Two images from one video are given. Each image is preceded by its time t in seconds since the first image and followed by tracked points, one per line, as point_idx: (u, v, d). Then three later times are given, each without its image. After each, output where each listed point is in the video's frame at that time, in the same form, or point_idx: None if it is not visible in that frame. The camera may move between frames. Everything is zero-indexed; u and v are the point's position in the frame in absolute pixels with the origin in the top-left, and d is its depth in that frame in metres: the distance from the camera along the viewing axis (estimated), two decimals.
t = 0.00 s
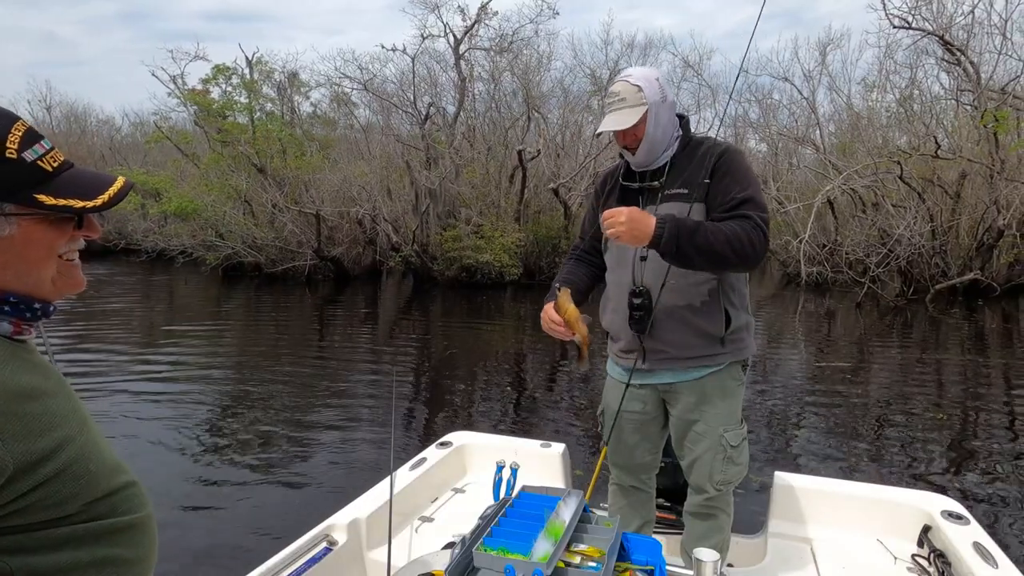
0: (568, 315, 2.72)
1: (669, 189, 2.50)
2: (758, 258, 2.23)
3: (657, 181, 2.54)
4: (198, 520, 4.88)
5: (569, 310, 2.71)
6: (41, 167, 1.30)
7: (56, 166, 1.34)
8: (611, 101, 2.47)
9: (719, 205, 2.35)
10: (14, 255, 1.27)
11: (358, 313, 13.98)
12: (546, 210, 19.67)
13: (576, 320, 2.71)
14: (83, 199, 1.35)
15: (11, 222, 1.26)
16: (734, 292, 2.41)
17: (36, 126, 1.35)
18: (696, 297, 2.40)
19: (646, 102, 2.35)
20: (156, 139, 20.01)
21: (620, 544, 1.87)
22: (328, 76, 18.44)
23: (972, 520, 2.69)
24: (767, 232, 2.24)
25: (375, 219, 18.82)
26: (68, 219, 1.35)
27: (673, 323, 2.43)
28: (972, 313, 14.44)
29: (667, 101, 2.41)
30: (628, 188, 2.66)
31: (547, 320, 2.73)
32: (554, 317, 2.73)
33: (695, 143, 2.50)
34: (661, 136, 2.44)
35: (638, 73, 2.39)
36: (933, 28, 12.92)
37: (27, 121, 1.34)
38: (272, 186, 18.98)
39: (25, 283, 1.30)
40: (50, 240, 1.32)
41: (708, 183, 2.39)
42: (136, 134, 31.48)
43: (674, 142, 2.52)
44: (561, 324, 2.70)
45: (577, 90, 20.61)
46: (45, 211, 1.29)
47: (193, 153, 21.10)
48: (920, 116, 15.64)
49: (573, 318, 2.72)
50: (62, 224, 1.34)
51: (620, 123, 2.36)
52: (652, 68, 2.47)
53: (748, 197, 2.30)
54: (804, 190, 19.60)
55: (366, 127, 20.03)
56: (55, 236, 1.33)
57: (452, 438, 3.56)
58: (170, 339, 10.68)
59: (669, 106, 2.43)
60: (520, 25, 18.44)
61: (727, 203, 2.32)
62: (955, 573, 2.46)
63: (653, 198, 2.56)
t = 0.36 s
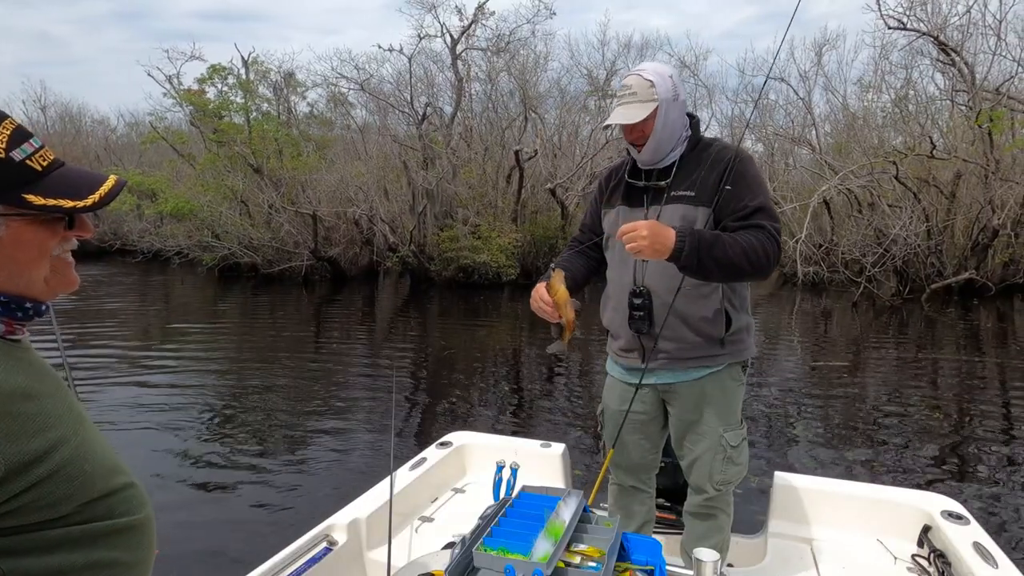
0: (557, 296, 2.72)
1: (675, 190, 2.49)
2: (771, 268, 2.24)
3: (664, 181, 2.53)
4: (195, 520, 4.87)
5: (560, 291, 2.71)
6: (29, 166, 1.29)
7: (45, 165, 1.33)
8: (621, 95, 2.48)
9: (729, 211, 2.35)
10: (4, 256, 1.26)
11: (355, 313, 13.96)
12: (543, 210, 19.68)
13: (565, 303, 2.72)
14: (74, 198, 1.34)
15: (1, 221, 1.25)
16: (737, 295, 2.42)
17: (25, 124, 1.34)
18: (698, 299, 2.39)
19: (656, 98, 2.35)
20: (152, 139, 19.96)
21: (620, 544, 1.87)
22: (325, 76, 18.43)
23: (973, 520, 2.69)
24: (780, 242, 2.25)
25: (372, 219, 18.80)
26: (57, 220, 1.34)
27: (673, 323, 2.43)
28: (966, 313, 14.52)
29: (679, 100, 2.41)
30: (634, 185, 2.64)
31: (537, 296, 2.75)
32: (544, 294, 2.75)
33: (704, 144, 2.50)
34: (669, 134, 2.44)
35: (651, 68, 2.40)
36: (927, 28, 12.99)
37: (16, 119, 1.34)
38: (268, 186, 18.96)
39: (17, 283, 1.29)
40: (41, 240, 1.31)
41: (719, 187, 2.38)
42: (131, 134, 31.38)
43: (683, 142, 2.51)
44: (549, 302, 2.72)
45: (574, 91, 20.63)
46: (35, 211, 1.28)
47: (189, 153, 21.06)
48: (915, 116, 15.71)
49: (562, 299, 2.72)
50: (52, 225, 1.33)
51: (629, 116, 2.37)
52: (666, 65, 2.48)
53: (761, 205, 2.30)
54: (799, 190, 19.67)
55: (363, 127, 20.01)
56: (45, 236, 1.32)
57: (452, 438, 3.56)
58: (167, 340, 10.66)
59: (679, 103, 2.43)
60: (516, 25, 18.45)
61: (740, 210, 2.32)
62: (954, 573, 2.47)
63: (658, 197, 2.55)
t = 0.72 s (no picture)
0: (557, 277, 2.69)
1: (680, 190, 2.48)
2: (774, 272, 2.25)
3: (669, 181, 2.52)
4: (192, 522, 4.85)
5: (560, 273, 2.69)
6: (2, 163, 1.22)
7: (24, 163, 1.26)
8: (631, 91, 2.48)
9: (734, 214, 2.35)
10: None
11: (351, 313, 13.94)
12: (539, 210, 19.68)
13: (562, 286, 2.70)
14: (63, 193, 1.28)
15: None
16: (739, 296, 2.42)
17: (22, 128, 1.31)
18: (699, 301, 2.39)
19: (667, 94, 2.36)
20: (147, 139, 19.86)
21: (620, 544, 1.88)
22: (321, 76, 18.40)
23: (973, 520, 2.70)
24: (782, 246, 2.25)
25: (368, 219, 18.78)
26: (36, 221, 1.27)
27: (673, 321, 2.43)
28: (960, 312, 14.59)
29: (689, 98, 2.42)
30: (638, 183, 2.64)
31: (537, 273, 2.68)
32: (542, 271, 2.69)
33: (710, 145, 2.50)
34: (677, 133, 2.45)
35: (662, 64, 2.40)
36: (922, 29, 13.05)
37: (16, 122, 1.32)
38: (264, 186, 18.91)
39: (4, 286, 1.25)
40: (20, 242, 1.25)
41: (725, 187, 2.37)
42: (125, 134, 31.23)
43: (690, 142, 2.52)
44: (549, 280, 2.67)
45: (570, 91, 20.64)
46: (5, 210, 1.22)
47: (184, 153, 20.97)
48: (909, 116, 15.79)
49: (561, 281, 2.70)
50: (30, 225, 1.26)
51: (638, 113, 2.37)
52: (677, 63, 2.49)
53: (765, 208, 2.30)
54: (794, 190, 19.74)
55: (359, 127, 19.96)
56: (23, 236, 1.26)
57: (452, 438, 3.56)
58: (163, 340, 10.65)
59: (690, 102, 2.44)
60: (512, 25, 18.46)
61: (743, 214, 2.33)
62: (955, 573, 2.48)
63: (664, 196, 2.54)
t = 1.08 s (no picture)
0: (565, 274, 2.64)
1: (682, 189, 2.49)
2: (756, 274, 2.26)
3: (671, 180, 2.52)
4: (189, 522, 4.83)
5: (571, 269, 2.64)
6: None
7: None
8: (637, 89, 2.48)
9: (728, 215, 2.36)
10: None
11: (348, 313, 13.92)
12: (536, 210, 19.67)
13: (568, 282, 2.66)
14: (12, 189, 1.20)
15: None
16: (736, 297, 2.42)
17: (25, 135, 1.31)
18: (699, 302, 2.41)
19: (673, 94, 2.37)
20: (141, 138, 19.78)
21: (620, 544, 1.88)
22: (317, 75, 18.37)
23: (972, 520, 2.71)
24: (766, 248, 2.25)
25: (364, 219, 18.75)
26: None
27: (674, 321, 2.44)
28: (953, 311, 14.69)
29: (694, 98, 2.42)
30: (642, 183, 2.64)
31: (551, 262, 2.62)
32: (555, 262, 2.64)
33: (714, 144, 2.50)
34: (681, 133, 2.45)
35: (667, 63, 2.41)
36: (916, 30, 13.14)
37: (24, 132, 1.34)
38: (259, 186, 18.84)
39: None
40: None
41: (723, 187, 2.38)
42: (120, 134, 31.08)
43: (693, 142, 2.52)
44: (558, 274, 2.62)
45: (566, 91, 20.67)
46: None
47: (178, 152, 20.87)
48: (903, 117, 15.88)
49: (568, 277, 2.65)
50: None
51: (642, 112, 2.38)
52: (683, 63, 2.49)
53: (756, 209, 2.31)
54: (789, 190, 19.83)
55: (354, 127, 19.92)
56: None
57: (452, 438, 3.55)
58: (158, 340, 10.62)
59: (695, 101, 2.44)
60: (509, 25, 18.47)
61: (736, 214, 2.34)
62: (954, 573, 2.48)
63: (666, 195, 2.55)
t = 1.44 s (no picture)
0: (565, 278, 2.64)
1: (680, 189, 2.49)
2: (752, 272, 2.26)
3: (669, 180, 2.53)
4: (185, 523, 4.80)
5: (573, 274, 2.63)
6: None
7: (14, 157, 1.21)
8: (633, 90, 2.49)
9: (725, 213, 2.37)
10: None
11: (343, 313, 13.89)
12: (531, 210, 19.65)
13: (568, 287, 2.65)
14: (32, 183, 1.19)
15: None
16: (735, 296, 2.42)
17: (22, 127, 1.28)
18: (699, 301, 2.42)
19: (668, 94, 2.38)
20: (134, 137, 19.65)
21: (620, 544, 1.88)
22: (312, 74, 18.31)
23: (972, 520, 2.72)
24: (762, 245, 2.26)
25: (360, 218, 18.70)
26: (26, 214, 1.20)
27: (674, 321, 2.45)
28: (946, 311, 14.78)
29: (689, 97, 2.43)
30: (640, 183, 2.65)
31: (553, 265, 2.64)
32: (557, 265, 2.64)
33: (711, 144, 2.51)
34: (679, 131, 2.45)
35: (662, 64, 2.42)
36: (909, 31, 13.22)
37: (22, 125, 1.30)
38: (254, 185, 18.75)
39: None
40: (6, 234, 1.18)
41: (720, 187, 2.38)
42: (112, 133, 30.88)
43: (690, 142, 2.53)
44: (558, 277, 2.62)
45: (562, 90, 20.67)
46: None
47: (172, 151, 20.75)
48: (897, 117, 15.96)
49: (569, 282, 2.64)
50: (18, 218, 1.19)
51: (639, 113, 2.38)
52: (677, 63, 2.50)
53: (752, 208, 2.31)
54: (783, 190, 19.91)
55: (350, 126, 19.87)
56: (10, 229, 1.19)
57: (452, 438, 3.55)
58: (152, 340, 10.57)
59: (691, 101, 2.45)
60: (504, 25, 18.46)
61: (732, 212, 2.34)
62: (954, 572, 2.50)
63: (664, 195, 2.55)
